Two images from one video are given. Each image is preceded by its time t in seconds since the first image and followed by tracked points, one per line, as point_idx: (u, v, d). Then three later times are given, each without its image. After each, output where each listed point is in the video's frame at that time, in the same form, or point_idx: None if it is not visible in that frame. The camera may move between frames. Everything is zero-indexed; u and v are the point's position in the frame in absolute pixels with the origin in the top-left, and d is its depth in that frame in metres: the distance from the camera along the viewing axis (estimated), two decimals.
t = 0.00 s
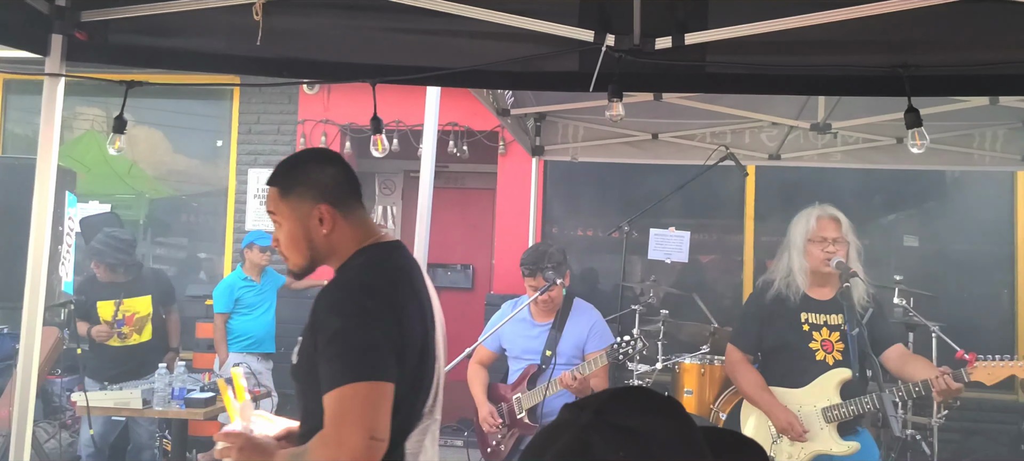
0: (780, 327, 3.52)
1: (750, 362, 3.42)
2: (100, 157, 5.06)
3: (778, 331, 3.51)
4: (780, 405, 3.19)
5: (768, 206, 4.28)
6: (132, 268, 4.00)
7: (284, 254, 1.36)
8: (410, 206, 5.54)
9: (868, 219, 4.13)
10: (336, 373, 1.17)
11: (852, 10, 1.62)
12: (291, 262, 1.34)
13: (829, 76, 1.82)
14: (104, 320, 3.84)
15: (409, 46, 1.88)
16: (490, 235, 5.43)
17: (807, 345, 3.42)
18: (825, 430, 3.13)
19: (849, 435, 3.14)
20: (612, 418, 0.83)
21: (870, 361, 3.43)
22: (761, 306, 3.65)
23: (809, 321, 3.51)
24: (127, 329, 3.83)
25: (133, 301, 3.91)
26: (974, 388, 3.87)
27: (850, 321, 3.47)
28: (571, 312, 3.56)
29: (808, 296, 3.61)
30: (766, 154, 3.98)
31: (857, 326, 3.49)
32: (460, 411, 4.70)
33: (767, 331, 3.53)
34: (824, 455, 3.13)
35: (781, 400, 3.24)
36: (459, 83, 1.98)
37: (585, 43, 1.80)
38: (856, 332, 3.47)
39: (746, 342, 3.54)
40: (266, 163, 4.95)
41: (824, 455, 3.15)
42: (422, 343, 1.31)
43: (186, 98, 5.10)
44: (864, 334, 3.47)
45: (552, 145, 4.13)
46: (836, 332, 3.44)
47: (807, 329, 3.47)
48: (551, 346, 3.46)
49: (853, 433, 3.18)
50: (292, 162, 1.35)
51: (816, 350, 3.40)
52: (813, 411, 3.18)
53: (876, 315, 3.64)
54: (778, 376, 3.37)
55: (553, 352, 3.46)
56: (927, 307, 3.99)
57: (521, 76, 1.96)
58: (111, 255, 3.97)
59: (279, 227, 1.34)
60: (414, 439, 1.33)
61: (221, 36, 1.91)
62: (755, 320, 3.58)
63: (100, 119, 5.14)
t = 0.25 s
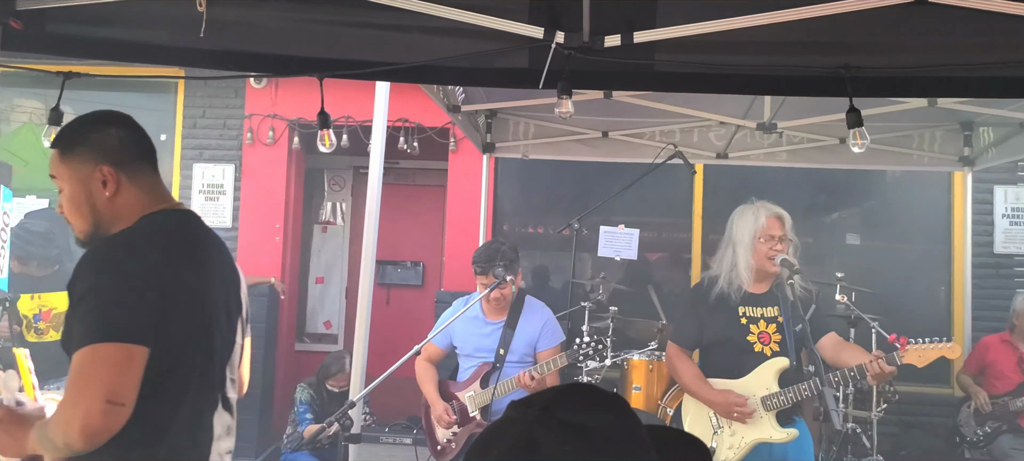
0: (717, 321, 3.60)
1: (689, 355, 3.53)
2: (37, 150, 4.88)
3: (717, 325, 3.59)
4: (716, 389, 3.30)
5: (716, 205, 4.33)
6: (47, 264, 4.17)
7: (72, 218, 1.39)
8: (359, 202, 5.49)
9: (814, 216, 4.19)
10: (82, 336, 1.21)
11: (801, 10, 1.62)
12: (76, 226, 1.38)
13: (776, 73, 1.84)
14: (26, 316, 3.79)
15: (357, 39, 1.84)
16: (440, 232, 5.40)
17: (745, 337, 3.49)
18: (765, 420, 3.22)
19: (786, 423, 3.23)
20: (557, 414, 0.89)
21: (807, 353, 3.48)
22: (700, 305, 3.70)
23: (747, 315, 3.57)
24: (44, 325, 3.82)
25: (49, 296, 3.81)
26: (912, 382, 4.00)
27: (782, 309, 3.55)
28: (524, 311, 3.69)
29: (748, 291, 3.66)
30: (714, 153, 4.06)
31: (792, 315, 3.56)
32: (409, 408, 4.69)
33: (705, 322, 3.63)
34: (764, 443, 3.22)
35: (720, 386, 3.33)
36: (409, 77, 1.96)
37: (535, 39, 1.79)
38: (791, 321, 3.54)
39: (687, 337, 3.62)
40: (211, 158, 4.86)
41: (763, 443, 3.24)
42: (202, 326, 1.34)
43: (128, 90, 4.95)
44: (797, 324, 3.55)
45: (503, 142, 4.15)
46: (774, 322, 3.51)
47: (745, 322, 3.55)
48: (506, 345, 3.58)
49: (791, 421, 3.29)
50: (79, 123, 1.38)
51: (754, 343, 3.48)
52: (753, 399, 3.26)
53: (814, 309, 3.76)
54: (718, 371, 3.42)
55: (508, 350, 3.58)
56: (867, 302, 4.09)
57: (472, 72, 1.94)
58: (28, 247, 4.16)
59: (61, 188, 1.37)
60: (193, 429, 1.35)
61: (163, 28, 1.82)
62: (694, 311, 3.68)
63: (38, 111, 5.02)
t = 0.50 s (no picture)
0: (686, 315, 3.62)
1: (656, 354, 3.54)
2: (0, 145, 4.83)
3: (683, 321, 3.60)
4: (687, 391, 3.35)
5: (686, 203, 4.35)
6: None
7: None
8: (328, 199, 5.45)
9: (783, 215, 4.22)
10: None
11: (768, 10, 1.63)
12: None
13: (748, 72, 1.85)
14: None
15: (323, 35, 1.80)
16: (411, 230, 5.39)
17: (712, 335, 3.53)
18: (735, 416, 3.26)
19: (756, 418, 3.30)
20: (520, 411, 0.94)
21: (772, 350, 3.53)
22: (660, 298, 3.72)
23: (711, 311, 3.61)
24: None
25: None
26: (876, 379, 4.01)
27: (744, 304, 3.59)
28: (495, 309, 3.75)
29: (712, 287, 3.67)
30: (684, 152, 4.08)
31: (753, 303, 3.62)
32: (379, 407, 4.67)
33: (672, 316, 3.64)
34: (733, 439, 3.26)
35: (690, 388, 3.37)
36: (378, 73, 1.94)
37: (505, 37, 1.79)
38: (753, 316, 3.58)
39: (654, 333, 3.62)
40: (178, 154, 4.80)
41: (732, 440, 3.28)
42: (36, 338, 1.67)
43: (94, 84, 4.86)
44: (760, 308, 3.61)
45: (473, 140, 4.15)
46: (738, 319, 3.55)
47: (711, 319, 3.58)
48: (478, 342, 3.62)
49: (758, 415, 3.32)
50: None
51: (720, 340, 3.52)
52: (721, 398, 3.31)
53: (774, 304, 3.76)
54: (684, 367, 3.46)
55: (479, 347, 3.61)
56: (834, 300, 4.12)
57: (442, 69, 1.93)
58: None
59: None
60: (29, 422, 1.63)
61: (127, 22, 1.78)
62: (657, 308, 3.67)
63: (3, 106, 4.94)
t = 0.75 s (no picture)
0: (643, 309, 3.71)
1: (616, 349, 3.62)
2: None
3: (640, 315, 3.69)
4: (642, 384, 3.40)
5: (647, 201, 4.38)
6: None
7: None
8: (289, 195, 5.40)
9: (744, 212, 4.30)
10: None
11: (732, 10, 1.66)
12: None
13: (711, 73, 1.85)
14: None
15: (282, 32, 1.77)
16: (374, 227, 5.36)
17: (667, 329, 3.62)
18: (690, 408, 3.29)
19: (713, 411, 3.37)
20: (472, 409, 0.94)
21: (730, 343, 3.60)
22: (619, 294, 3.79)
23: (668, 305, 3.69)
24: None
25: None
26: (833, 374, 4.11)
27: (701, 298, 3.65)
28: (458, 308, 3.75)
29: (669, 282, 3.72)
30: (646, 150, 4.11)
31: (713, 295, 3.66)
32: (340, 405, 4.63)
33: (631, 312, 3.71)
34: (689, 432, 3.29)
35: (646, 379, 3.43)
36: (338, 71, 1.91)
37: (467, 34, 1.78)
38: (711, 309, 3.65)
39: (613, 328, 3.71)
40: (135, 150, 4.71)
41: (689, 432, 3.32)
42: None
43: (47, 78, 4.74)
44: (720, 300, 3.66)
45: (437, 137, 4.15)
46: (695, 312, 3.63)
47: (667, 313, 3.67)
48: (441, 340, 3.63)
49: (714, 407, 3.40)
50: None
51: (676, 332, 3.62)
52: (678, 390, 3.34)
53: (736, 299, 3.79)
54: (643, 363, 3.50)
55: (442, 346, 3.63)
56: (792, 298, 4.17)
57: (404, 66, 1.90)
58: None
59: None
60: None
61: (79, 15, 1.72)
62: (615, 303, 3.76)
63: None
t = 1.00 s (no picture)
0: (613, 304, 3.63)
1: (584, 345, 3.57)
2: None
3: (611, 311, 3.62)
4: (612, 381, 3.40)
5: (619, 199, 4.40)
6: None
7: None
8: (258, 193, 5.37)
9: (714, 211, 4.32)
10: None
11: (703, 9, 1.68)
12: None
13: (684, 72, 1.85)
14: None
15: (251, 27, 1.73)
16: (345, 225, 5.34)
17: (637, 325, 3.55)
18: (659, 405, 3.32)
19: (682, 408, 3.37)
20: (440, 408, 0.94)
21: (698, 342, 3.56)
22: (589, 289, 3.69)
23: (638, 301, 3.63)
24: None
25: None
26: (801, 372, 4.18)
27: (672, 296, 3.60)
28: (426, 305, 3.73)
29: (637, 277, 3.71)
30: (617, 148, 4.12)
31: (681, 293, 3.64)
32: (311, 404, 4.60)
33: (600, 306, 3.64)
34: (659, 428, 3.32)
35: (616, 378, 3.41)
36: (308, 66, 1.85)
37: (438, 31, 1.76)
38: (679, 307, 3.61)
39: (581, 322, 3.63)
40: (101, 146, 4.64)
41: (658, 428, 3.35)
42: None
43: (12, 72, 4.65)
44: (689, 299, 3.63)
45: (408, 134, 4.13)
46: (665, 308, 3.58)
47: (637, 309, 3.60)
48: (410, 339, 3.61)
49: (683, 404, 3.41)
50: None
51: (646, 330, 3.54)
52: (646, 388, 3.37)
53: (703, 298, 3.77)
54: (613, 359, 3.47)
55: (411, 345, 3.62)
56: (760, 295, 4.21)
57: (374, 63, 1.87)
58: None
59: None
60: None
61: (41, 8, 1.68)
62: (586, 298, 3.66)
63: None
